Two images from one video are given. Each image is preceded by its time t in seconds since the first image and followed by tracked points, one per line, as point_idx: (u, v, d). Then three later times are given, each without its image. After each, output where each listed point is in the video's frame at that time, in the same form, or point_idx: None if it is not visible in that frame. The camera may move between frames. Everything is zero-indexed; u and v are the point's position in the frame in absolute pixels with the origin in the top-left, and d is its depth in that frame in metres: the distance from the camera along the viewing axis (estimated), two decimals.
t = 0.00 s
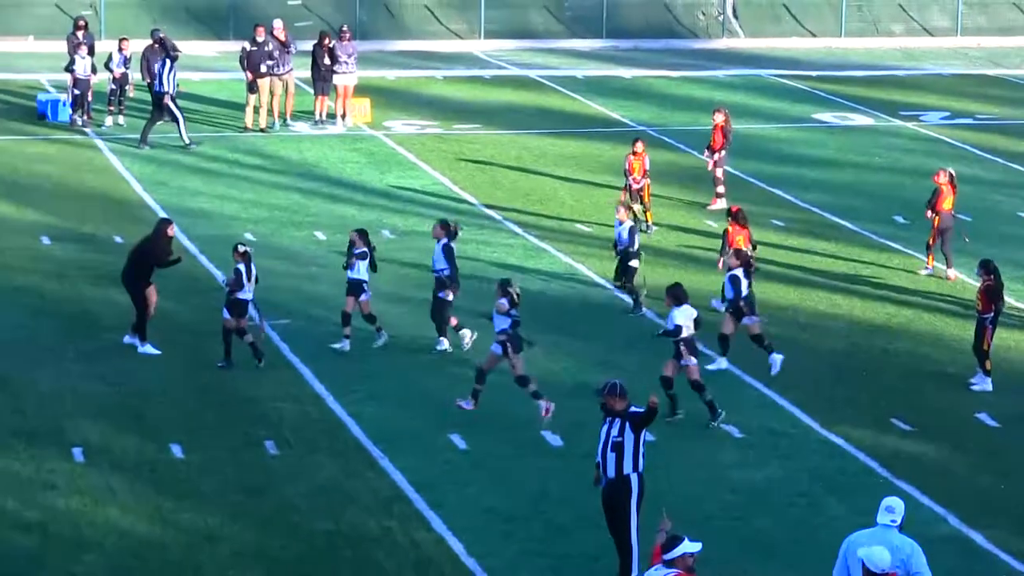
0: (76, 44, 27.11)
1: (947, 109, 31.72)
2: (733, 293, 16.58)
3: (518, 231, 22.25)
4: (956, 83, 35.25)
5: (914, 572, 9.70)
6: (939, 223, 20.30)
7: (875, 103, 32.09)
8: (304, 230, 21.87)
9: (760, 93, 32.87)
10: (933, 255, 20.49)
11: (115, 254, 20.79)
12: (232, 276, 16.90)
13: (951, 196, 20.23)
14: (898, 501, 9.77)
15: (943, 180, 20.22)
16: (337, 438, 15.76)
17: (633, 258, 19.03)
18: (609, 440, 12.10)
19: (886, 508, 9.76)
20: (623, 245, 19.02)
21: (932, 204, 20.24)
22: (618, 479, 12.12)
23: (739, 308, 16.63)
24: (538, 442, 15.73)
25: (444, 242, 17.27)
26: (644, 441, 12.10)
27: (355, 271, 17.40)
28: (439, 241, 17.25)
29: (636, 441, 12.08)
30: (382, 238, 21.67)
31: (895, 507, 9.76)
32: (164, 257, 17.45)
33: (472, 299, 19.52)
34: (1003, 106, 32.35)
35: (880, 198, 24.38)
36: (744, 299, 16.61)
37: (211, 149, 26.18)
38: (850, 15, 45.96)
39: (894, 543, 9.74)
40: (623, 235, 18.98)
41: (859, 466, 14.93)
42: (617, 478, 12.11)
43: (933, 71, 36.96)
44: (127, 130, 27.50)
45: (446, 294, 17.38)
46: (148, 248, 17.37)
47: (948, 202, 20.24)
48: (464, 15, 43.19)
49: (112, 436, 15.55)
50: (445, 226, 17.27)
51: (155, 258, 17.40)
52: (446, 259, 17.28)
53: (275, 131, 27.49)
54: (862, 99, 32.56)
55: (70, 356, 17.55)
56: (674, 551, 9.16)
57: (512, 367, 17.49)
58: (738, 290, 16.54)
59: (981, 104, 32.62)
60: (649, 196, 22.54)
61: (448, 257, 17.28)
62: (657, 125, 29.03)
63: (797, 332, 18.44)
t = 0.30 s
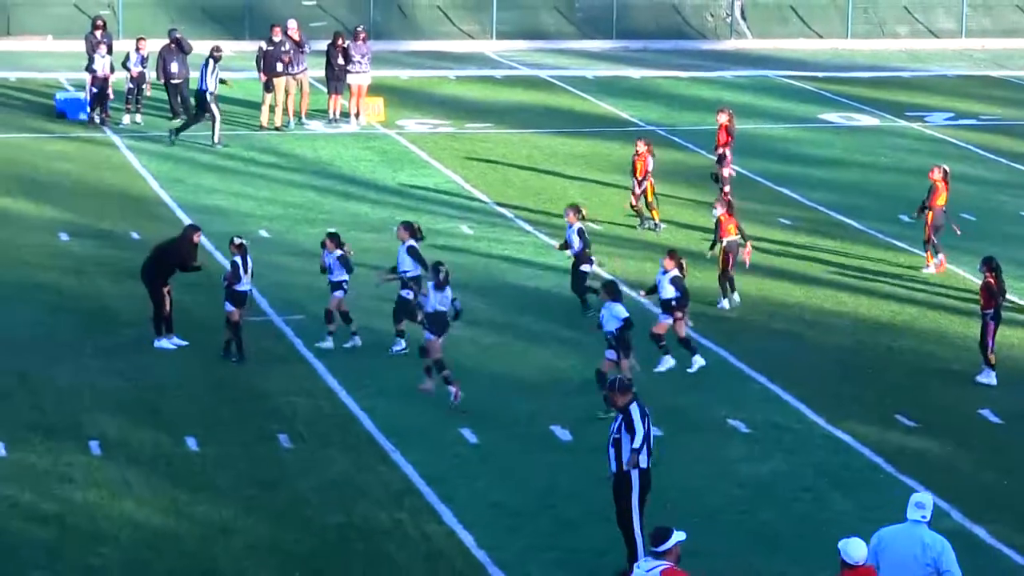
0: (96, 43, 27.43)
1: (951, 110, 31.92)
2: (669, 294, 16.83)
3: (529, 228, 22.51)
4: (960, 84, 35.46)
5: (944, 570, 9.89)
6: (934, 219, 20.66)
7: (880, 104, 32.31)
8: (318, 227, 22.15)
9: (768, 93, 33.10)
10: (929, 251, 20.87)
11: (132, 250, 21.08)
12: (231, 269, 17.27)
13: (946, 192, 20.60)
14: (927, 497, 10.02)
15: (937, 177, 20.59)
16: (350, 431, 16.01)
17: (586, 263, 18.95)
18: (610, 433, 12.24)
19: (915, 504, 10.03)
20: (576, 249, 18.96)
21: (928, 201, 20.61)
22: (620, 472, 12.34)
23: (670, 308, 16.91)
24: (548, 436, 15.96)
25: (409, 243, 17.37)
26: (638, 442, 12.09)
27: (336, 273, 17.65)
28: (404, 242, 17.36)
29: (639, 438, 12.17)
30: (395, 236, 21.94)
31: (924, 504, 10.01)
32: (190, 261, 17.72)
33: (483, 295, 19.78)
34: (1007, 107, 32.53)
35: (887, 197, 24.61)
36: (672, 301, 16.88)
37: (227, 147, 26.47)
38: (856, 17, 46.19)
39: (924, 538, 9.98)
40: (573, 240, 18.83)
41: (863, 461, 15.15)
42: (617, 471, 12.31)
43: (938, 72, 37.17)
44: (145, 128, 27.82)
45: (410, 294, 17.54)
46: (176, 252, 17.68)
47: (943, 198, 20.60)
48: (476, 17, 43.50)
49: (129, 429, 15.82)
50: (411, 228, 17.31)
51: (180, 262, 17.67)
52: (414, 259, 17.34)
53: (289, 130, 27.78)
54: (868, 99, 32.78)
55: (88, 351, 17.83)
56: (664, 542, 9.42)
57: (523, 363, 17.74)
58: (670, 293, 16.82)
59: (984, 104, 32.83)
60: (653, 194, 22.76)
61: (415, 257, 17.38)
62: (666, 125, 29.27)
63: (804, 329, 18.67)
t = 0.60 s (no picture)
0: (103, 39, 27.47)
1: (958, 106, 31.91)
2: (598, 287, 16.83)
3: (536, 224, 22.55)
4: (967, 80, 35.45)
5: (977, 565, 9.91)
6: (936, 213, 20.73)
7: (887, 99, 32.30)
8: (325, 223, 22.18)
9: (775, 89, 33.10)
10: (933, 245, 20.95)
11: (140, 246, 21.11)
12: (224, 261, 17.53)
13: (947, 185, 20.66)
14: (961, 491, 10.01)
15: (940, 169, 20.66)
16: (358, 426, 16.04)
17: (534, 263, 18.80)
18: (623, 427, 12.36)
19: (949, 498, 10.02)
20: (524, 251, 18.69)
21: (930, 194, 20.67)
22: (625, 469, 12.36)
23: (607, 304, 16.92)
24: (555, 431, 15.97)
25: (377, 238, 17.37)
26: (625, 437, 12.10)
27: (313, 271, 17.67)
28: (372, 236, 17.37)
29: (632, 436, 12.06)
30: (402, 232, 21.97)
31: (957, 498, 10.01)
32: (202, 261, 17.74)
33: (491, 291, 19.82)
34: (1015, 103, 32.51)
35: (894, 192, 24.62)
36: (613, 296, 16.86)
37: (235, 143, 26.51)
38: (863, 13, 46.16)
39: (957, 533, 10.00)
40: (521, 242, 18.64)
41: (871, 457, 15.16)
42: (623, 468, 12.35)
43: (945, 68, 37.15)
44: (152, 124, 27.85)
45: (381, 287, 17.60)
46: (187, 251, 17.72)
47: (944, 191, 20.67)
48: (484, 12, 43.49)
49: (136, 424, 15.84)
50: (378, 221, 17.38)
51: (189, 261, 17.73)
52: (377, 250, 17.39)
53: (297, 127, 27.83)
54: (874, 95, 32.77)
55: (96, 347, 17.86)
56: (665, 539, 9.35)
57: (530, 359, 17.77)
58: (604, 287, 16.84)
59: (991, 99, 32.81)
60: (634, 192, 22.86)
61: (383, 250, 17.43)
62: (673, 120, 29.28)
63: (812, 324, 18.70)
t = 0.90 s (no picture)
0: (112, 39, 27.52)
1: (967, 103, 31.85)
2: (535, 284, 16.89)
3: (544, 223, 22.55)
4: (975, 77, 35.39)
5: (999, 563, 9.89)
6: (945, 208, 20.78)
7: (896, 96, 32.27)
8: (334, 222, 22.19)
9: (784, 86, 33.07)
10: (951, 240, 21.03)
11: (149, 246, 21.13)
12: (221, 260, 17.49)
13: (956, 180, 20.70)
14: (985, 489, 9.99)
15: (950, 164, 20.68)
16: (367, 425, 16.06)
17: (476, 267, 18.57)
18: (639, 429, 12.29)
19: (973, 496, 9.99)
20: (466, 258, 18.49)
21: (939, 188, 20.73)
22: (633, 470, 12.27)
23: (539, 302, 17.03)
24: (565, 429, 15.98)
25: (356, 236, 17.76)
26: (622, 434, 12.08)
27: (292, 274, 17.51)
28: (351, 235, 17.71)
29: (631, 436, 12.05)
30: (411, 231, 21.98)
31: (982, 495, 9.98)
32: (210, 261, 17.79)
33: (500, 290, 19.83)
34: None
35: (903, 189, 24.60)
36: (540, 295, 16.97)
37: (244, 142, 26.56)
38: (871, 10, 46.09)
39: (980, 531, 9.96)
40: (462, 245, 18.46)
41: (880, 454, 15.15)
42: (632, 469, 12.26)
43: (953, 65, 37.10)
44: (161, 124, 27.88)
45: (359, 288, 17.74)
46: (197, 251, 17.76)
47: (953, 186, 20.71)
48: (492, 11, 43.46)
49: (145, 423, 15.87)
50: (360, 220, 17.72)
51: (201, 263, 17.78)
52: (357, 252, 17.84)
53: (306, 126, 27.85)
54: (883, 92, 32.73)
55: (106, 346, 17.90)
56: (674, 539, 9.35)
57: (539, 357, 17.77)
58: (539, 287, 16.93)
59: (1000, 97, 32.75)
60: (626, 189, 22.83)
61: (360, 249, 17.84)
62: (681, 118, 29.27)
63: (821, 322, 18.69)
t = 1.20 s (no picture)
0: (124, 39, 27.56)
1: (979, 101, 31.83)
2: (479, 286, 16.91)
3: (557, 221, 22.57)
4: (987, 74, 35.36)
5: None
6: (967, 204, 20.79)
7: (908, 94, 32.26)
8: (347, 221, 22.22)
9: (795, 85, 33.08)
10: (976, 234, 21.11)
11: (162, 245, 21.17)
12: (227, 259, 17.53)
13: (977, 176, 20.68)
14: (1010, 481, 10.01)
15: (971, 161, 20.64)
16: (380, 424, 16.06)
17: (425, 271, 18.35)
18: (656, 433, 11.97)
19: (998, 489, 10.01)
20: (416, 260, 18.26)
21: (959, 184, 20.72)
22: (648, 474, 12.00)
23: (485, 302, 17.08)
24: (578, 428, 15.98)
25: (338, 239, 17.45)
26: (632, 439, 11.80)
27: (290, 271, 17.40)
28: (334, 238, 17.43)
29: (637, 440, 11.75)
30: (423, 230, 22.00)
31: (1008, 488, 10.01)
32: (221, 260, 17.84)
33: (513, 289, 19.84)
34: None
35: (916, 188, 24.59)
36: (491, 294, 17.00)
37: (255, 142, 26.60)
38: (882, 8, 46.10)
39: (1005, 523, 9.97)
40: (415, 248, 18.25)
41: (894, 453, 15.14)
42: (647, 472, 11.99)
43: (965, 63, 37.06)
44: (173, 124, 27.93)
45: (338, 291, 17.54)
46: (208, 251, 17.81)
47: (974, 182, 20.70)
48: (504, 10, 43.50)
49: (158, 423, 15.90)
50: (340, 222, 17.42)
51: (212, 262, 17.79)
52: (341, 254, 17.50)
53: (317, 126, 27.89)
54: (895, 90, 32.72)
55: (119, 346, 17.93)
56: (666, 539, 9.13)
57: (552, 356, 17.78)
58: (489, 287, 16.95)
59: (1012, 94, 32.72)
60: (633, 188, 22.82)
61: (343, 254, 17.48)
62: (693, 117, 29.28)
63: (834, 320, 18.69)
